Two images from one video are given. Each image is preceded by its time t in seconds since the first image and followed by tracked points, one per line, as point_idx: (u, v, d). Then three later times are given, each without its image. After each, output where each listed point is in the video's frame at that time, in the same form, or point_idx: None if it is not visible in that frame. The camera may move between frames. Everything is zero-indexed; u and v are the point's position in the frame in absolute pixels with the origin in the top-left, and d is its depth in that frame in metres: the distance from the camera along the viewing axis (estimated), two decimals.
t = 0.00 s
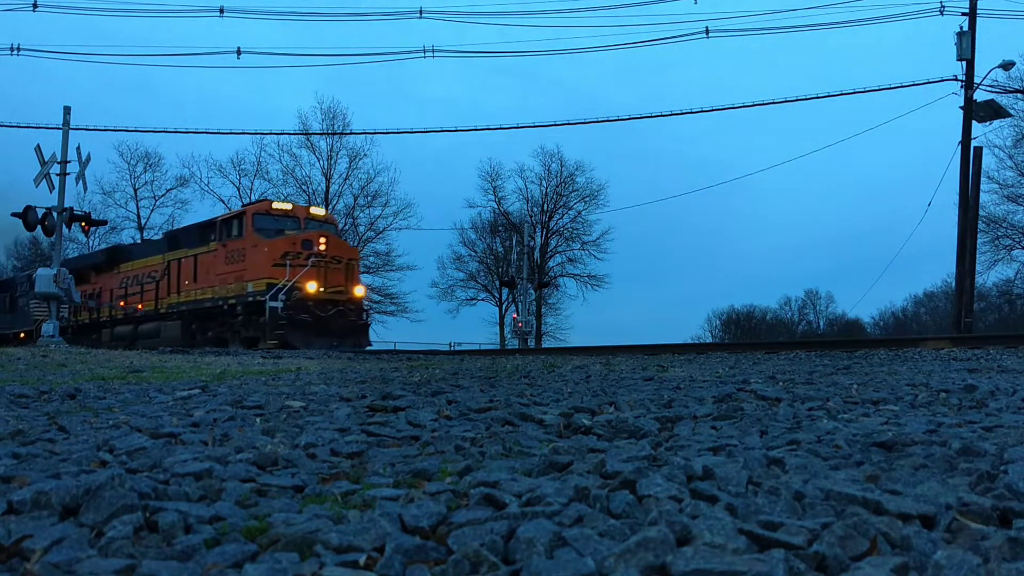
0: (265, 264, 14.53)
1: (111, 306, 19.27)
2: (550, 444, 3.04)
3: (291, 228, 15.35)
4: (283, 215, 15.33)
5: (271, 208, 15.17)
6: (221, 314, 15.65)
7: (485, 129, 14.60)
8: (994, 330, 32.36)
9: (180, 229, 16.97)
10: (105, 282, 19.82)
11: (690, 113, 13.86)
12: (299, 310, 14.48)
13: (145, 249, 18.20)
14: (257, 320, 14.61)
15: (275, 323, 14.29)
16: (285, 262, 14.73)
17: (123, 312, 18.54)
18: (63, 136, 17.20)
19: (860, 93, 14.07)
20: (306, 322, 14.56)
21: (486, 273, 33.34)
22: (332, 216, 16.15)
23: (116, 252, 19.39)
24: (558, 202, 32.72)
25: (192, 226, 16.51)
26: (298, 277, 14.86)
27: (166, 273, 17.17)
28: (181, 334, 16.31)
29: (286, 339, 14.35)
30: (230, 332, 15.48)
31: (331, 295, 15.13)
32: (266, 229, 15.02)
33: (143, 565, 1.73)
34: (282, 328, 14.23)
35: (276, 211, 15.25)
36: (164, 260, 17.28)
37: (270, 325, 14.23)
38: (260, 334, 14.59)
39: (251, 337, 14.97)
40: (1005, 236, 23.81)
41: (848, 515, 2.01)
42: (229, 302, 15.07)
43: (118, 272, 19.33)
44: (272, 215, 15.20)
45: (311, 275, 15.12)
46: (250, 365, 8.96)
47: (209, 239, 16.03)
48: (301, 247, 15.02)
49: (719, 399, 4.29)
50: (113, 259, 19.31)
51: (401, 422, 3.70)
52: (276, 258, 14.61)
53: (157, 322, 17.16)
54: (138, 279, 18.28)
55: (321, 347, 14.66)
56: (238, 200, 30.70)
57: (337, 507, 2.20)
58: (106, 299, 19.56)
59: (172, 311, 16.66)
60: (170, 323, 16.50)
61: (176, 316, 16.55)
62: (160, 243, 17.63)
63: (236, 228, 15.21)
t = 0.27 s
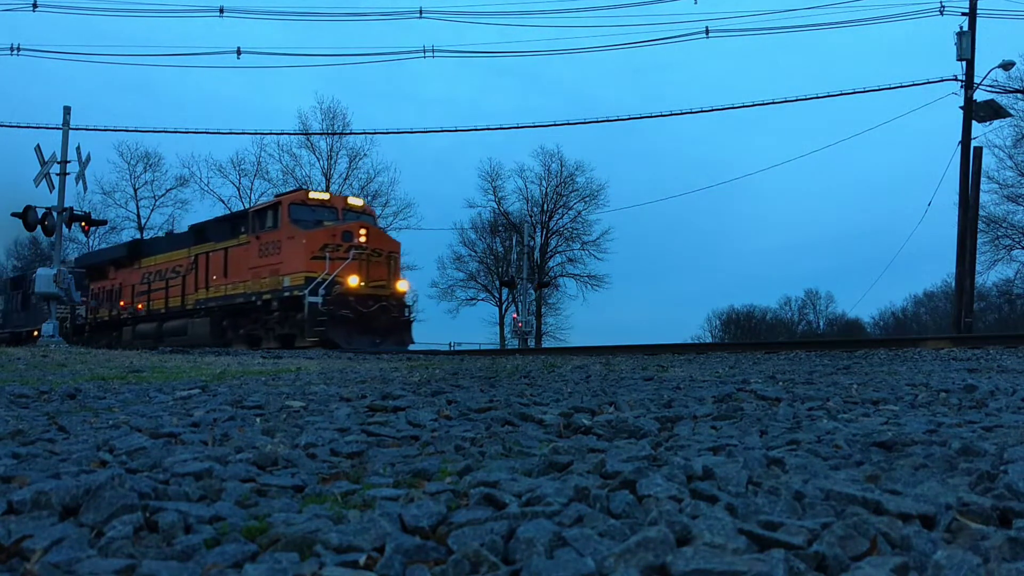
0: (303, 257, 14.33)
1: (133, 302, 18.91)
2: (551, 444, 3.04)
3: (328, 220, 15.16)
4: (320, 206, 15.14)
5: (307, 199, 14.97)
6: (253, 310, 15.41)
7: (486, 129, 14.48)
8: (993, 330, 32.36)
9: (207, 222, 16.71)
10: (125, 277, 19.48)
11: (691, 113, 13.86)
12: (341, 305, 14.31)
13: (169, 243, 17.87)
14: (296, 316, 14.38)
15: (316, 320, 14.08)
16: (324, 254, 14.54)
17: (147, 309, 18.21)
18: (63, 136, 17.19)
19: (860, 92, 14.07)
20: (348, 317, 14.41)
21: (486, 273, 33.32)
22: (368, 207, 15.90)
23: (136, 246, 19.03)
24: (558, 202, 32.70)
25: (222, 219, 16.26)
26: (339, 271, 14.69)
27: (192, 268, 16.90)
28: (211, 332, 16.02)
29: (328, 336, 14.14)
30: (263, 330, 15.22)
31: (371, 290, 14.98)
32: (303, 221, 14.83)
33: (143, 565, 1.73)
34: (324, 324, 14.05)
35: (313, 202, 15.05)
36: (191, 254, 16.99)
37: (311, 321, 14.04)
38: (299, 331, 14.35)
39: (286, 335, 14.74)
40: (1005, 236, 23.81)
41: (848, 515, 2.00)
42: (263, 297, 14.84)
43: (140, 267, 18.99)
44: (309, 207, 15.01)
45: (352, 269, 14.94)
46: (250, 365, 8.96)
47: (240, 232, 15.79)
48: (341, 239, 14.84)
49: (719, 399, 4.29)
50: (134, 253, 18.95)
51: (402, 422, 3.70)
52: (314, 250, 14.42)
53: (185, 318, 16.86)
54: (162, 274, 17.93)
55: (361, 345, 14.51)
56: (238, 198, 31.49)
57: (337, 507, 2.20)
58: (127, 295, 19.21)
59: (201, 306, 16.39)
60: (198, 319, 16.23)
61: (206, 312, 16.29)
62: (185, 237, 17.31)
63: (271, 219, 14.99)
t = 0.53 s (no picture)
0: (346, 249, 13.61)
1: (154, 298, 18.13)
2: (550, 444, 3.05)
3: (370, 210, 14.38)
4: (361, 194, 14.37)
5: (349, 186, 14.20)
6: (291, 306, 14.73)
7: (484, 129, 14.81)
8: (993, 330, 32.33)
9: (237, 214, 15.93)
10: (143, 273, 18.68)
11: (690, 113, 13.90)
12: (387, 301, 13.60)
13: (193, 236, 17.06)
14: (338, 312, 13.72)
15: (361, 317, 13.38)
16: (368, 246, 13.81)
17: (171, 306, 17.42)
18: (64, 136, 17.21)
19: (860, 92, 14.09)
20: (394, 313, 13.69)
21: (486, 274, 33.31)
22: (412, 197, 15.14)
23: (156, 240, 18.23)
24: (558, 202, 32.70)
25: (253, 210, 15.49)
26: (384, 264, 13.99)
27: (221, 262, 16.12)
28: (242, 332, 15.34)
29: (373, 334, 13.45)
30: (300, 326, 14.59)
31: (420, 285, 14.26)
32: (344, 211, 14.08)
33: (143, 565, 1.73)
34: (370, 320, 13.34)
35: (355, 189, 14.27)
36: (219, 248, 16.20)
37: (356, 317, 13.33)
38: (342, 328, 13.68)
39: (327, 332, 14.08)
40: (1005, 236, 23.83)
41: (848, 515, 2.01)
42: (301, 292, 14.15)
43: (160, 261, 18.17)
44: (349, 195, 14.25)
45: (398, 262, 14.22)
46: (250, 365, 8.97)
47: (275, 223, 15.04)
48: (386, 230, 14.09)
49: (719, 399, 4.30)
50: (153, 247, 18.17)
51: (401, 421, 3.70)
52: (359, 242, 13.70)
53: (213, 316, 16.10)
54: (187, 269, 17.14)
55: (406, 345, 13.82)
56: (239, 199, 32.63)
57: (337, 507, 2.20)
58: (146, 292, 18.44)
59: (232, 302, 15.64)
60: (230, 316, 15.50)
61: (237, 309, 15.55)
62: (212, 229, 16.52)
63: (311, 209, 14.23)
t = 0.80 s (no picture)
0: (396, 240, 12.64)
1: (181, 295, 17.41)
2: (550, 444, 3.05)
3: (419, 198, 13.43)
4: (409, 182, 13.43)
5: (396, 174, 13.27)
6: (334, 301, 13.88)
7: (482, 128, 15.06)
8: (993, 329, 32.32)
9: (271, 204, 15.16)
10: (168, 269, 18.02)
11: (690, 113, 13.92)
12: (440, 295, 12.65)
13: (224, 229, 16.34)
14: (387, 307, 12.81)
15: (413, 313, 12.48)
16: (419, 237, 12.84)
17: (200, 302, 16.68)
18: (64, 136, 17.23)
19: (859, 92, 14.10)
20: (448, 309, 12.77)
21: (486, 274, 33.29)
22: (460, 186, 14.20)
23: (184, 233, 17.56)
24: (558, 202, 32.68)
25: (290, 200, 14.67)
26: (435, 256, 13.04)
27: (255, 256, 15.33)
28: (279, 329, 14.61)
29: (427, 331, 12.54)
30: (343, 323, 13.75)
31: (477, 278, 13.25)
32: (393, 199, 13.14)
33: (143, 565, 1.73)
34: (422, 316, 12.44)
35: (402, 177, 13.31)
36: (252, 241, 15.47)
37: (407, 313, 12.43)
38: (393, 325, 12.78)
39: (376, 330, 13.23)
40: (1005, 236, 23.81)
41: (848, 515, 2.01)
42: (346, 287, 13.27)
43: (187, 256, 17.55)
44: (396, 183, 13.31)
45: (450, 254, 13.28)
46: (250, 366, 8.98)
47: (314, 213, 14.18)
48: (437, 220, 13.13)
49: (719, 399, 4.30)
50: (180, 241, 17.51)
51: (402, 421, 3.70)
52: (409, 232, 12.72)
53: (246, 313, 15.38)
54: (217, 264, 16.43)
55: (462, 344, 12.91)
56: (239, 199, 33.02)
57: (337, 507, 2.20)
58: (172, 288, 17.76)
59: (267, 298, 14.86)
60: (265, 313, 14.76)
61: (273, 305, 14.75)
62: (244, 221, 15.76)
63: (357, 198, 13.33)
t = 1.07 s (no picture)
0: (452, 228, 11.79)
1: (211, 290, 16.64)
2: (550, 444, 3.05)
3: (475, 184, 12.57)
4: (463, 167, 12.57)
5: (448, 159, 12.44)
6: (381, 295, 13.05)
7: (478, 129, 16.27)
8: (993, 329, 32.32)
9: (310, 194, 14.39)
10: (196, 265, 17.31)
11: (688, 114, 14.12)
12: (502, 288, 11.65)
13: (258, 220, 15.59)
14: (441, 302, 11.89)
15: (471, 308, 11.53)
16: (476, 225, 11.98)
17: (230, 298, 15.94)
18: (64, 136, 17.24)
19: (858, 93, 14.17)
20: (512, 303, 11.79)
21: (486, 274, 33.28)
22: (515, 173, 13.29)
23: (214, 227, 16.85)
24: (558, 202, 32.68)
25: (330, 188, 13.91)
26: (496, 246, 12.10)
27: (293, 248, 14.57)
28: (318, 325, 13.80)
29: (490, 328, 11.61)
30: (391, 319, 12.91)
31: (540, 270, 12.23)
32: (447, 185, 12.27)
33: (143, 565, 1.73)
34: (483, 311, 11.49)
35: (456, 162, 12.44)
36: (288, 233, 14.70)
37: (465, 308, 11.48)
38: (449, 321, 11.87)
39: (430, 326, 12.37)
40: (1005, 236, 23.82)
41: (848, 515, 2.01)
42: (394, 281, 12.48)
43: (215, 250, 16.83)
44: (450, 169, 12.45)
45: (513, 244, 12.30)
46: (250, 365, 8.99)
47: (357, 202, 13.40)
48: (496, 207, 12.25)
49: (719, 399, 4.30)
50: (209, 234, 16.79)
51: (401, 421, 3.70)
52: (467, 221, 11.87)
53: (282, 309, 14.61)
54: (250, 257, 15.68)
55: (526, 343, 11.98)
56: (239, 199, 33.98)
57: (337, 507, 2.20)
58: (200, 284, 17.03)
59: (305, 293, 14.09)
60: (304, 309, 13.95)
61: (312, 300, 13.97)
62: (280, 211, 14.99)
63: (408, 184, 12.50)
